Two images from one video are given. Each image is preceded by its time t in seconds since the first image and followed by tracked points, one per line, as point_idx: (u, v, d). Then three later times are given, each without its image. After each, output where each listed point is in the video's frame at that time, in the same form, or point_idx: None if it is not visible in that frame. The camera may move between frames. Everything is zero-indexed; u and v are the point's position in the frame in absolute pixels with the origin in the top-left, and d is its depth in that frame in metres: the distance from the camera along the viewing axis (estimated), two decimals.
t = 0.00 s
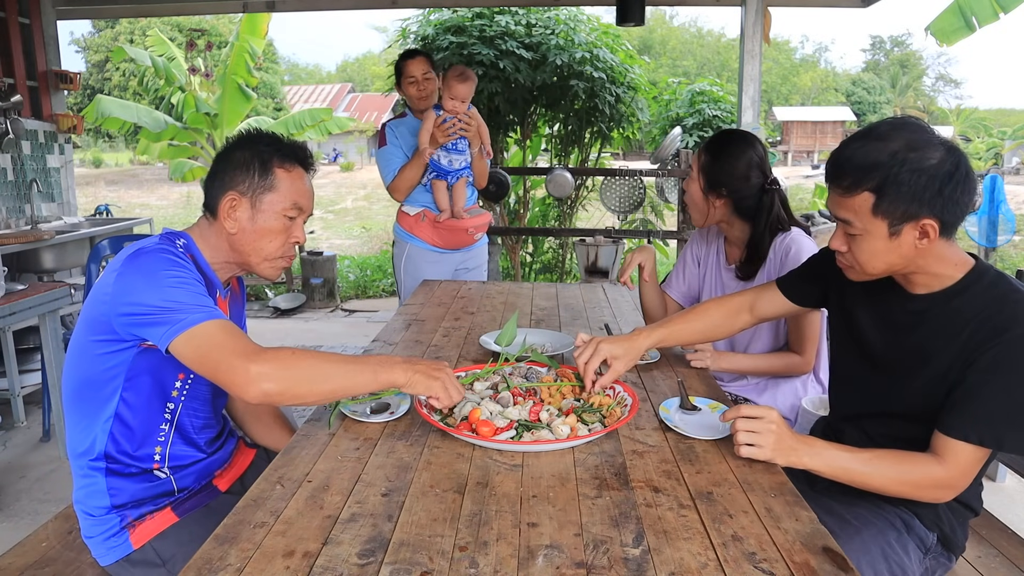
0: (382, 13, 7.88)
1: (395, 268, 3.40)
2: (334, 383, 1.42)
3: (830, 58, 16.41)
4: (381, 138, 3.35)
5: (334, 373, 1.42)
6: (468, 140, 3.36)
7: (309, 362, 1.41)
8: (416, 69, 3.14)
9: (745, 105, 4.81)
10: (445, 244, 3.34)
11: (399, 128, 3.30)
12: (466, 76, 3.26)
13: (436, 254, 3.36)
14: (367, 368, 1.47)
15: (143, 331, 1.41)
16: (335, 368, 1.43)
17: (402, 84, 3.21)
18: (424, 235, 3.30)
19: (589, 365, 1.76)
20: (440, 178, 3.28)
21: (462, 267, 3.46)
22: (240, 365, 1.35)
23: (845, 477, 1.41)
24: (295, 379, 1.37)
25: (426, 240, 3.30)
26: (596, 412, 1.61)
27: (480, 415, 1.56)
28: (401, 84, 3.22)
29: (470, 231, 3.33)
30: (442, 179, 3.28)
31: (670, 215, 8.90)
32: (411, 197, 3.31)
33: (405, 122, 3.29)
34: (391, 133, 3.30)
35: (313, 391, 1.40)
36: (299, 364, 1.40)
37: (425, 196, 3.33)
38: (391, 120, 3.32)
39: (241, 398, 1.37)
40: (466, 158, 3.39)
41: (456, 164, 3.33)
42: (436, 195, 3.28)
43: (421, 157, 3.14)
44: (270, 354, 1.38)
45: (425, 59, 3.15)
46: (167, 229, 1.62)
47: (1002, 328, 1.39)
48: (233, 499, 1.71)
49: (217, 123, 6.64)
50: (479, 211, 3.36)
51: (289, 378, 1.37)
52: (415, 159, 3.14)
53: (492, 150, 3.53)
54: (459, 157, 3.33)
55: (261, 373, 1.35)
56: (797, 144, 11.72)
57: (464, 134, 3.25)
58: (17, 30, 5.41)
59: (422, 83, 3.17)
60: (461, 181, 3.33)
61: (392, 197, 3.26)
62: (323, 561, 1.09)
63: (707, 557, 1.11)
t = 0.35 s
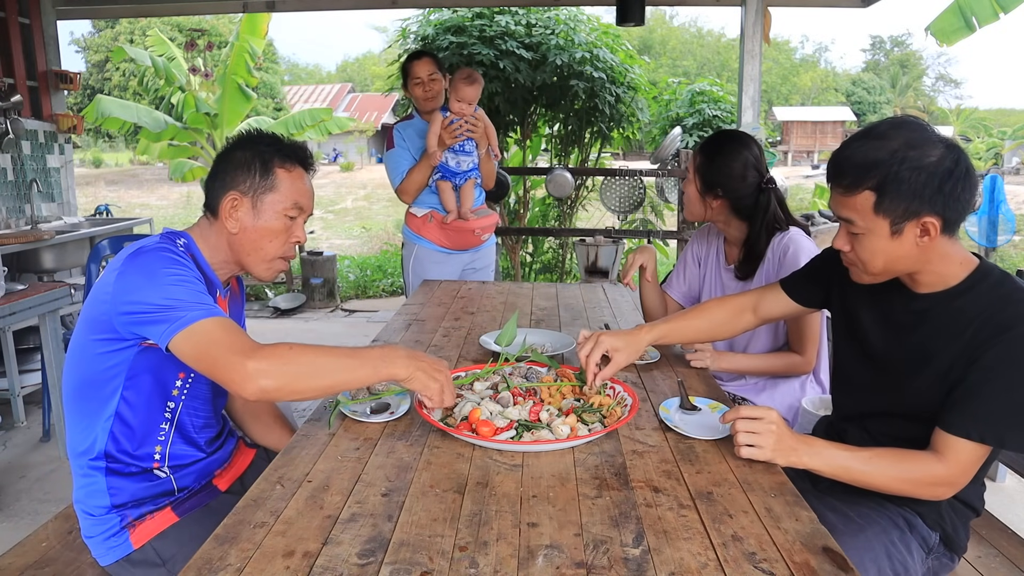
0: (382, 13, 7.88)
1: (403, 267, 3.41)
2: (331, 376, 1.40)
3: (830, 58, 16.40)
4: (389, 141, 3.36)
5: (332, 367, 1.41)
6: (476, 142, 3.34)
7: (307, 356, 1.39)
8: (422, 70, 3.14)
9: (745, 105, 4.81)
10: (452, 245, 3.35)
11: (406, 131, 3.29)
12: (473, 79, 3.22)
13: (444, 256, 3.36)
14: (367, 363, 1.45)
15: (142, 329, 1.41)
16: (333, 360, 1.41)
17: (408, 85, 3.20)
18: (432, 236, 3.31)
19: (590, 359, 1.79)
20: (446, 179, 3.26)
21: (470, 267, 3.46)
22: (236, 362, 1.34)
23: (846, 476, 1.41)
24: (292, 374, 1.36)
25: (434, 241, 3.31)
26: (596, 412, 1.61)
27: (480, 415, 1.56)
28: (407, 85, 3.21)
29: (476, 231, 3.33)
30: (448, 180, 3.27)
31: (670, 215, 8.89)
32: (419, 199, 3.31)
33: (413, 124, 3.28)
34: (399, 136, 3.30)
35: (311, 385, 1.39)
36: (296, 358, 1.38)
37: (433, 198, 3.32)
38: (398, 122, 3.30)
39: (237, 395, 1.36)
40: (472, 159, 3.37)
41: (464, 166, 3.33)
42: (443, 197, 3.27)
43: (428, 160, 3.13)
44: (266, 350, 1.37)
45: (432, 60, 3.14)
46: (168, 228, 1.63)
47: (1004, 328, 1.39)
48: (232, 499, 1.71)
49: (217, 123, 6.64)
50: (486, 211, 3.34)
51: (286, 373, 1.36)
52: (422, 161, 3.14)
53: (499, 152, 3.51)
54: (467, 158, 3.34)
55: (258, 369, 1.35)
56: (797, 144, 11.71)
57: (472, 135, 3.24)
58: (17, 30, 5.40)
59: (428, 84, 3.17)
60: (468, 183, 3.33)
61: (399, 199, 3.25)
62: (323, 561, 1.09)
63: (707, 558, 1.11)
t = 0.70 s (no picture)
0: (382, 13, 7.88)
1: (407, 267, 3.42)
2: (330, 374, 1.41)
3: (830, 58, 16.39)
4: (390, 143, 3.36)
5: (329, 364, 1.41)
6: (474, 141, 3.35)
7: (305, 354, 1.39)
8: (422, 73, 3.15)
9: (745, 105, 4.81)
10: (453, 248, 3.35)
11: (407, 133, 3.29)
12: (469, 78, 3.23)
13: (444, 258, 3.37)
14: (366, 361, 1.46)
15: (140, 329, 1.41)
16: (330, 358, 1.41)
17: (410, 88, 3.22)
18: (433, 238, 3.32)
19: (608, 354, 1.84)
20: (445, 181, 3.28)
21: (471, 268, 3.45)
22: (233, 359, 1.34)
23: (848, 478, 1.41)
24: (291, 372, 1.36)
25: (434, 243, 3.32)
26: (596, 412, 1.60)
27: (479, 415, 1.56)
28: (409, 87, 3.23)
29: (475, 235, 3.33)
30: (448, 182, 3.29)
31: (670, 215, 8.89)
32: (420, 202, 3.32)
33: (414, 127, 3.28)
34: (400, 139, 3.30)
35: (308, 382, 1.39)
36: (294, 356, 1.38)
37: (433, 200, 3.32)
38: (400, 125, 3.30)
39: (235, 392, 1.36)
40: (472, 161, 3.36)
41: (462, 166, 3.34)
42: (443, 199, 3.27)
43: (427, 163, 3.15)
44: (264, 348, 1.37)
45: (433, 62, 3.15)
46: (166, 229, 1.63)
47: (1002, 328, 1.39)
48: (232, 499, 1.71)
49: (217, 123, 6.64)
50: (486, 214, 3.34)
51: (284, 370, 1.36)
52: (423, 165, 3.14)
53: (501, 153, 3.50)
54: (466, 158, 3.35)
55: (257, 366, 1.35)
56: (797, 144, 11.71)
57: (469, 135, 3.25)
58: (17, 31, 5.40)
59: (428, 87, 3.17)
60: (467, 184, 3.33)
61: (401, 203, 3.26)
62: (323, 561, 1.09)
63: (707, 558, 1.11)
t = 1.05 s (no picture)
0: (382, 13, 7.88)
1: (394, 268, 3.40)
2: (316, 383, 1.39)
3: (830, 58, 16.39)
4: (377, 142, 3.35)
5: (314, 375, 1.39)
6: (463, 139, 3.33)
7: (290, 363, 1.37)
8: (407, 70, 3.15)
9: (745, 105, 4.81)
10: (443, 247, 3.34)
11: (395, 131, 3.29)
12: (456, 73, 3.17)
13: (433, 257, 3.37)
14: (350, 368, 1.44)
15: (137, 332, 1.41)
16: (315, 368, 1.39)
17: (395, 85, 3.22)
18: (422, 237, 3.31)
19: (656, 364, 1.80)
20: (435, 179, 3.27)
21: (459, 271, 3.46)
22: (216, 370, 1.31)
23: (848, 483, 1.41)
24: (275, 383, 1.34)
25: (423, 242, 3.30)
26: (596, 412, 1.60)
27: (480, 415, 1.56)
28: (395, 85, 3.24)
29: (466, 235, 3.32)
30: (437, 180, 3.28)
31: (670, 215, 8.89)
32: (409, 200, 3.31)
33: (402, 124, 3.28)
34: (387, 137, 3.30)
35: (294, 392, 1.37)
36: (280, 365, 1.36)
37: (423, 199, 3.31)
38: (387, 123, 3.30)
39: (219, 404, 1.34)
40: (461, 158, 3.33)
41: (451, 164, 3.32)
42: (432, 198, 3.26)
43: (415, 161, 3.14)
44: (248, 359, 1.34)
45: (416, 59, 3.14)
46: (169, 229, 1.63)
47: (972, 342, 1.39)
48: (232, 499, 1.71)
49: (217, 123, 6.64)
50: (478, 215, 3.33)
51: (268, 381, 1.34)
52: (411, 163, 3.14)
53: (490, 151, 3.45)
54: (454, 155, 3.33)
55: (239, 378, 1.32)
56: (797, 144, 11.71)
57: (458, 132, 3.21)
58: (17, 31, 5.40)
59: (413, 84, 3.18)
60: (457, 183, 3.32)
61: (389, 201, 3.26)
62: (323, 561, 1.09)
63: (707, 557, 1.11)
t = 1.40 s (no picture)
0: (382, 13, 7.89)
1: (383, 272, 3.35)
2: (306, 392, 1.38)
3: (830, 58, 16.39)
4: (364, 142, 3.29)
5: (304, 384, 1.38)
6: (455, 138, 3.32)
7: (277, 373, 1.36)
8: (396, 68, 3.11)
9: (745, 105, 4.81)
10: (434, 249, 3.33)
11: (383, 131, 3.24)
12: (446, 71, 3.18)
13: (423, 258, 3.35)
14: (339, 374, 1.44)
15: (133, 335, 1.41)
16: (303, 375, 1.39)
17: (383, 83, 3.18)
18: (413, 240, 3.27)
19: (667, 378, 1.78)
20: (428, 180, 3.25)
21: (448, 273, 3.47)
22: (205, 383, 1.31)
23: (850, 487, 1.42)
24: (265, 394, 1.33)
25: (414, 244, 3.27)
26: (596, 412, 1.61)
27: (480, 415, 1.56)
28: (382, 83, 3.19)
29: (461, 237, 3.32)
30: (430, 181, 3.25)
31: (670, 214, 8.89)
32: (398, 201, 3.27)
33: (389, 124, 3.23)
34: (375, 136, 3.24)
35: (283, 402, 1.36)
36: (269, 375, 1.36)
37: (414, 200, 3.29)
38: (374, 122, 3.24)
39: (211, 415, 1.34)
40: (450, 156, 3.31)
41: (444, 163, 3.30)
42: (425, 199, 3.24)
43: (407, 160, 3.13)
44: (238, 370, 1.34)
45: (406, 57, 3.11)
46: (167, 229, 1.63)
47: (933, 356, 1.40)
48: (232, 500, 1.71)
49: (217, 123, 6.63)
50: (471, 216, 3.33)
51: (257, 392, 1.33)
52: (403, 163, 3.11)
53: (480, 151, 3.49)
54: (447, 155, 3.31)
55: (229, 391, 1.31)
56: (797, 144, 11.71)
57: (451, 130, 3.22)
58: (17, 31, 5.40)
59: (403, 82, 3.15)
60: (450, 184, 3.31)
61: (379, 202, 3.22)
62: (323, 561, 1.09)
63: (707, 557, 1.11)
